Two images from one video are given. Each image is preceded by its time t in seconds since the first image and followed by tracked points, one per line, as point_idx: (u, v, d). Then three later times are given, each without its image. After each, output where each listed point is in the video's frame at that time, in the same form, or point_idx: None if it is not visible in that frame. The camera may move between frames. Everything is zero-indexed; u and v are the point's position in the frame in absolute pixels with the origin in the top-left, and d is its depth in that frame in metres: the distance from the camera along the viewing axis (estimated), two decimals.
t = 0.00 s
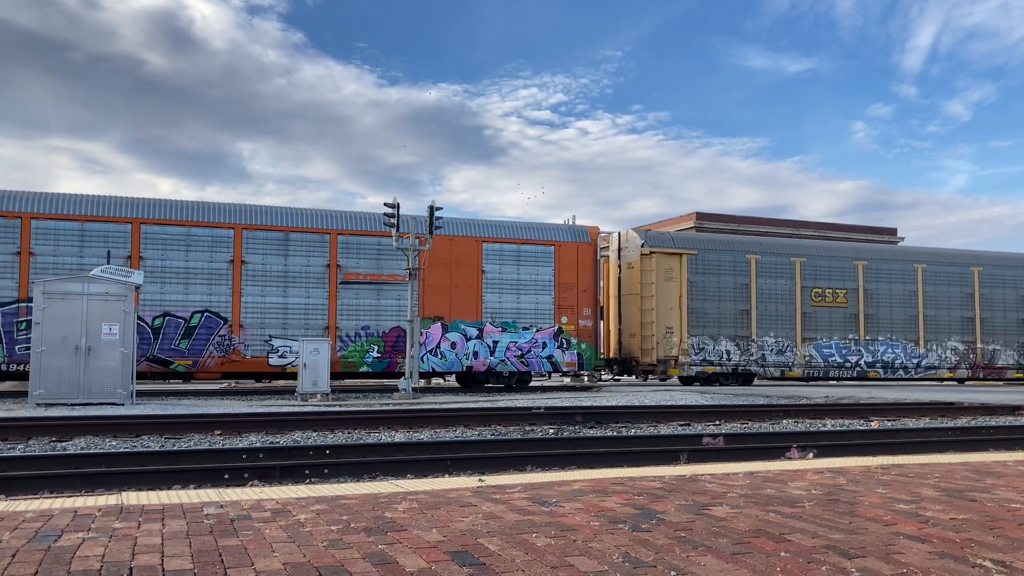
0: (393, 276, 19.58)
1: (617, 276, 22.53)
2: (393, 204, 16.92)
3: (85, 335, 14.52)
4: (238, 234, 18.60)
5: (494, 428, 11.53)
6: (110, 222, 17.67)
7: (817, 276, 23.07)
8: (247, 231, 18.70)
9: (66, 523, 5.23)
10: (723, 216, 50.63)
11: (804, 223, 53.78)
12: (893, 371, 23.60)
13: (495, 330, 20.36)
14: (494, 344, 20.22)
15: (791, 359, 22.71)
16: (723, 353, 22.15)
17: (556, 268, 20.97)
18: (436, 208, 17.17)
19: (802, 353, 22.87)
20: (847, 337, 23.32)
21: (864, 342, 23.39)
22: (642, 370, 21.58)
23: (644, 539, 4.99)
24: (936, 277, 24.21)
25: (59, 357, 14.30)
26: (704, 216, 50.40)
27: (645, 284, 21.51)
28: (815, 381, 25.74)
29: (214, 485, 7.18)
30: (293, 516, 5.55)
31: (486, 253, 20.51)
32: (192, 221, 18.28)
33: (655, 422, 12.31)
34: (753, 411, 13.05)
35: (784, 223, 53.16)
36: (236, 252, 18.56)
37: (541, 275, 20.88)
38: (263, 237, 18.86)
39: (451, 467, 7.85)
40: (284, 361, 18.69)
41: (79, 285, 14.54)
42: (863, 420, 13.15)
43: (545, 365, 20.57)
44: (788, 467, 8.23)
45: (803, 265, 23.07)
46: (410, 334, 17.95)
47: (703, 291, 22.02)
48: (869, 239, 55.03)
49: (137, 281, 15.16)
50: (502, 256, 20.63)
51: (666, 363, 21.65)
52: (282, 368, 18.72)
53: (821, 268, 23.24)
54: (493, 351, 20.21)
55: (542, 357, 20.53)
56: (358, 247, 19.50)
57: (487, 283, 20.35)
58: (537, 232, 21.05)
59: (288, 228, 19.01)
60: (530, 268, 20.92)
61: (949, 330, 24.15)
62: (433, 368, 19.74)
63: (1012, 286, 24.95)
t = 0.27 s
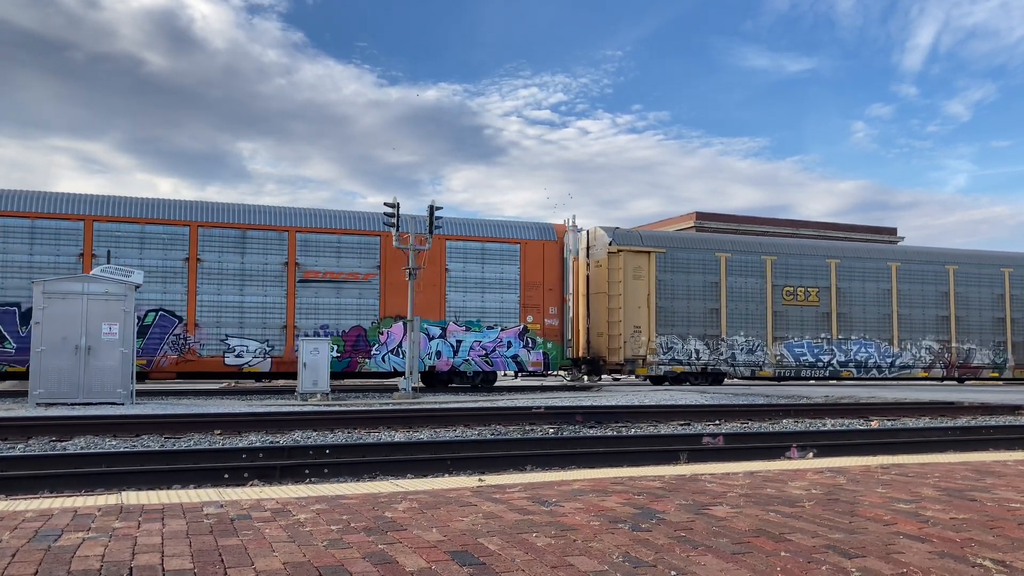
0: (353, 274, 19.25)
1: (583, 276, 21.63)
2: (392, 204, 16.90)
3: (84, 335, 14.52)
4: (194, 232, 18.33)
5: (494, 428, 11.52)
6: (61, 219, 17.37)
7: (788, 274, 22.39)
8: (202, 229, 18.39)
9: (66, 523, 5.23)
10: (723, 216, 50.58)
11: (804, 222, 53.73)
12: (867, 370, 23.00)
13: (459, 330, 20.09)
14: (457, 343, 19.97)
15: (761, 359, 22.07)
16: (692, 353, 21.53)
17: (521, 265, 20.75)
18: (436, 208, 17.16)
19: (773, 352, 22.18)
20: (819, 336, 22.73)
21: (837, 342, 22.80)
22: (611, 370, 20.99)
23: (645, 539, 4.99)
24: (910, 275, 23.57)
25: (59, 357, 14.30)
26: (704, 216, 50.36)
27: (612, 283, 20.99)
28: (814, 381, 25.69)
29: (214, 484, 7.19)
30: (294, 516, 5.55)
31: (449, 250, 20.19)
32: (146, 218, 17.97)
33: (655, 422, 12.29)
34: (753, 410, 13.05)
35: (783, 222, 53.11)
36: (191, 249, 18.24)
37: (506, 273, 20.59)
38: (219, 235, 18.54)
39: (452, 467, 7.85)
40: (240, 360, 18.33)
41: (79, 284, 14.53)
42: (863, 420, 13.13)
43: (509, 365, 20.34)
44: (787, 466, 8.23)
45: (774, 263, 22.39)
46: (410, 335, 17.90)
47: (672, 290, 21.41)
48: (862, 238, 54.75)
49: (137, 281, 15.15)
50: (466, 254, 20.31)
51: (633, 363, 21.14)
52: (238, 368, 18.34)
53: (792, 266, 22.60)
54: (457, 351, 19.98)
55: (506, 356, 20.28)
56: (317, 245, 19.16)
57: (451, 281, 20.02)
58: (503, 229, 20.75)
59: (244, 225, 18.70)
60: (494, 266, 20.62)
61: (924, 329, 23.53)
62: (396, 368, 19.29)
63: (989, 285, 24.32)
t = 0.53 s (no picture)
0: (312, 272, 18.90)
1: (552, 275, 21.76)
2: (393, 204, 16.92)
3: (85, 334, 14.52)
4: (148, 228, 17.97)
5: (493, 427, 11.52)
6: (10, 217, 17.04)
7: (759, 273, 22.04)
8: (157, 225, 18.05)
9: (66, 523, 5.22)
10: (724, 216, 50.58)
11: (804, 222, 53.75)
12: (839, 370, 22.58)
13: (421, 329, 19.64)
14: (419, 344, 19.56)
15: (731, 359, 21.75)
16: (660, 352, 21.22)
17: (485, 263, 20.23)
18: (436, 208, 17.18)
19: (743, 352, 21.88)
20: (791, 335, 22.34)
21: (808, 341, 22.45)
22: (577, 370, 20.88)
23: (644, 539, 4.99)
24: (885, 274, 23.22)
25: (59, 357, 14.30)
26: (705, 216, 50.37)
27: (579, 282, 20.88)
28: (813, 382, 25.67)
29: (214, 484, 7.19)
30: (294, 515, 5.55)
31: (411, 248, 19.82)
32: (98, 216, 17.61)
33: (655, 422, 12.29)
34: (753, 410, 13.05)
35: (784, 222, 53.10)
36: (146, 247, 17.91)
37: (470, 271, 20.13)
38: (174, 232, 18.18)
39: (451, 466, 7.85)
40: (196, 360, 18.03)
41: (79, 284, 14.54)
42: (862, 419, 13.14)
43: (473, 365, 19.89)
44: (787, 466, 8.23)
45: (745, 262, 22.08)
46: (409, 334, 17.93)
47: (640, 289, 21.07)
48: (864, 240, 54.97)
49: (137, 280, 15.15)
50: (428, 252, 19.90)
51: (600, 363, 20.87)
52: (194, 368, 18.08)
53: (763, 264, 22.26)
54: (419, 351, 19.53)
55: (470, 356, 19.85)
56: (275, 242, 18.81)
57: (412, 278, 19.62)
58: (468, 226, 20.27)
59: (201, 223, 18.36)
60: (459, 264, 20.17)
61: (899, 328, 23.14)
62: (353, 368, 19.06)
63: (965, 283, 23.96)
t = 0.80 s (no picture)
0: (269, 271, 18.55)
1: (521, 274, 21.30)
2: (393, 204, 16.94)
3: (85, 334, 14.52)
4: (99, 225, 17.58)
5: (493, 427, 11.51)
6: None
7: (728, 271, 21.67)
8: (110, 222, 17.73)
9: (65, 523, 5.22)
10: (724, 216, 50.58)
11: (804, 222, 53.77)
12: (811, 369, 22.26)
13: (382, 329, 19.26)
14: (381, 343, 19.16)
15: (699, 358, 21.41)
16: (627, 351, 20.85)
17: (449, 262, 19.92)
18: (436, 208, 17.19)
19: (712, 351, 21.55)
20: (761, 334, 21.99)
21: (779, 340, 22.07)
22: (543, 369, 20.42)
23: (645, 538, 4.99)
24: (858, 272, 22.86)
25: (59, 357, 14.30)
26: (705, 216, 50.39)
27: (545, 281, 20.44)
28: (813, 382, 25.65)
29: (214, 484, 7.19)
30: (293, 515, 5.55)
31: (372, 246, 19.52)
32: (49, 213, 17.28)
33: (655, 422, 12.29)
34: (754, 410, 13.06)
35: (784, 222, 53.12)
36: (99, 245, 17.57)
37: (434, 270, 19.81)
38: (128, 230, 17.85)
39: (451, 466, 7.85)
40: (150, 360, 17.63)
41: (80, 284, 14.54)
42: (862, 419, 13.15)
43: (436, 365, 19.47)
44: (787, 466, 8.22)
45: (714, 260, 21.69)
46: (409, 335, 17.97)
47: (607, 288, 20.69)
48: (864, 240, 55.16)
49: (137, 280, 15.15)
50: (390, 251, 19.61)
51: (567, 362, 20.50)
52: (149, 368, 17.68)
53: (733, 263, 21.85)
54: (380, 350, 19.14)
55: (432, 356, 19.44)
56: (232, 240, 18.48)
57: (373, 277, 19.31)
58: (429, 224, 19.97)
59: (155, 220, 18.04)
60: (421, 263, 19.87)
61: (872, 327, 22.79)
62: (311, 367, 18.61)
63: (940, 282, 23.56)
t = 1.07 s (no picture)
0: (225, 269, 18.16)
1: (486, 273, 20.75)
2: (392, 204, 16.91)
3: (85, 334, 14.52)
4: (51, 222, 17.26)
5: (493, 427, 11.51)
6: None
7: (697, 271, 20.98)
8: (63, 220, 17.38)
9: (65, 523, 5.21)
10: (723, 215, 50.52)
11: (804, 221, 53.73)
12: (782, 369, 21.54)
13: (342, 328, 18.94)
14: (341, 343, 18.83)
15: (668, 358, 20.64)
16: (594, 351, 20.14)
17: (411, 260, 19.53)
18: (435, 208, 17.16)
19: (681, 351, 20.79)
20: (731, 334, 21.27)
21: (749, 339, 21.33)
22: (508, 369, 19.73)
23: (645, 538, 4.99)
24: (830, 271, 22.10)
25: (58, 356, 14.29)
26: (705, 215, 50.35)
27: (509, 279, 19.81)
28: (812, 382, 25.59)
29: (214, 484, 7.18)
30: (293, 515, 5.56)
31: (331, 244, 19.06)
32: None
33: (654, 421, 12.29)
34: (754, 409, 13.06)
35: (783, 222, 53.08)
36: (51, 243, 17.22)
37: (395, 268, 19.44)
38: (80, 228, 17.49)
39: (451, 466, 7.85)
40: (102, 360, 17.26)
41: (79, 284, 14.55)
42: (862, 419, 13.16)
43: (398, 364, 19.20)
44: (786, 466, 8.23)
45: (682, 259, 21.01)
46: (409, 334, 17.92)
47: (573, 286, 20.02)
48: (864, 239, 55.17)
49: (137, 280, 15.15)
50: (350, 249, 19.19)
51: (532, 362, 19.83)
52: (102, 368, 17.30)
53: (702, 262, 21.18)
54: (341, 350, 18.84)
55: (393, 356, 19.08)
56: (187, 238, 18.09)
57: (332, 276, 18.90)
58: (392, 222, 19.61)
59: (108, 218, 17.66)
60: (383, 261, 19.48)
61: (844, 326, 22.04)
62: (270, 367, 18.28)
63: (914, 281, 22.67)
